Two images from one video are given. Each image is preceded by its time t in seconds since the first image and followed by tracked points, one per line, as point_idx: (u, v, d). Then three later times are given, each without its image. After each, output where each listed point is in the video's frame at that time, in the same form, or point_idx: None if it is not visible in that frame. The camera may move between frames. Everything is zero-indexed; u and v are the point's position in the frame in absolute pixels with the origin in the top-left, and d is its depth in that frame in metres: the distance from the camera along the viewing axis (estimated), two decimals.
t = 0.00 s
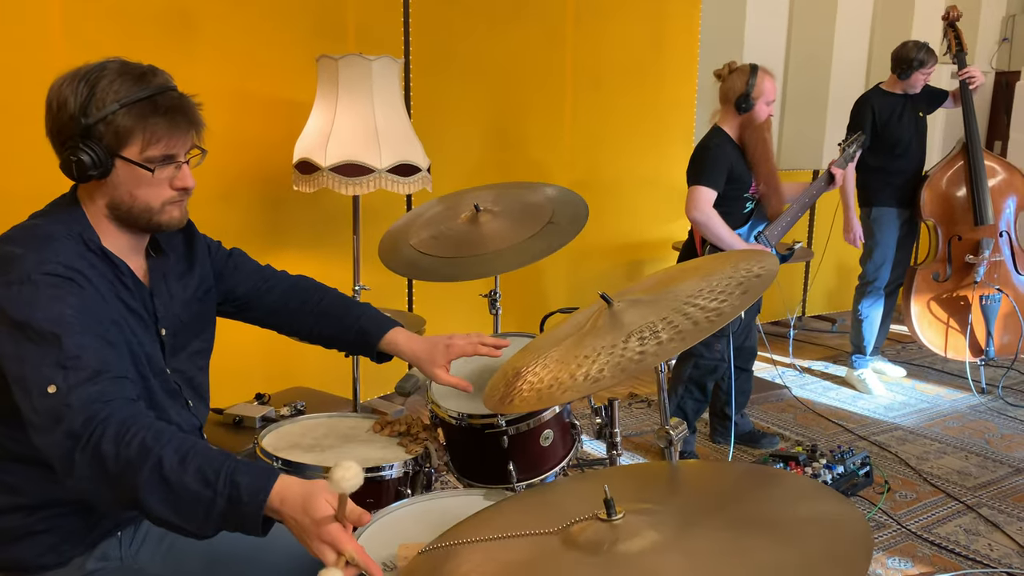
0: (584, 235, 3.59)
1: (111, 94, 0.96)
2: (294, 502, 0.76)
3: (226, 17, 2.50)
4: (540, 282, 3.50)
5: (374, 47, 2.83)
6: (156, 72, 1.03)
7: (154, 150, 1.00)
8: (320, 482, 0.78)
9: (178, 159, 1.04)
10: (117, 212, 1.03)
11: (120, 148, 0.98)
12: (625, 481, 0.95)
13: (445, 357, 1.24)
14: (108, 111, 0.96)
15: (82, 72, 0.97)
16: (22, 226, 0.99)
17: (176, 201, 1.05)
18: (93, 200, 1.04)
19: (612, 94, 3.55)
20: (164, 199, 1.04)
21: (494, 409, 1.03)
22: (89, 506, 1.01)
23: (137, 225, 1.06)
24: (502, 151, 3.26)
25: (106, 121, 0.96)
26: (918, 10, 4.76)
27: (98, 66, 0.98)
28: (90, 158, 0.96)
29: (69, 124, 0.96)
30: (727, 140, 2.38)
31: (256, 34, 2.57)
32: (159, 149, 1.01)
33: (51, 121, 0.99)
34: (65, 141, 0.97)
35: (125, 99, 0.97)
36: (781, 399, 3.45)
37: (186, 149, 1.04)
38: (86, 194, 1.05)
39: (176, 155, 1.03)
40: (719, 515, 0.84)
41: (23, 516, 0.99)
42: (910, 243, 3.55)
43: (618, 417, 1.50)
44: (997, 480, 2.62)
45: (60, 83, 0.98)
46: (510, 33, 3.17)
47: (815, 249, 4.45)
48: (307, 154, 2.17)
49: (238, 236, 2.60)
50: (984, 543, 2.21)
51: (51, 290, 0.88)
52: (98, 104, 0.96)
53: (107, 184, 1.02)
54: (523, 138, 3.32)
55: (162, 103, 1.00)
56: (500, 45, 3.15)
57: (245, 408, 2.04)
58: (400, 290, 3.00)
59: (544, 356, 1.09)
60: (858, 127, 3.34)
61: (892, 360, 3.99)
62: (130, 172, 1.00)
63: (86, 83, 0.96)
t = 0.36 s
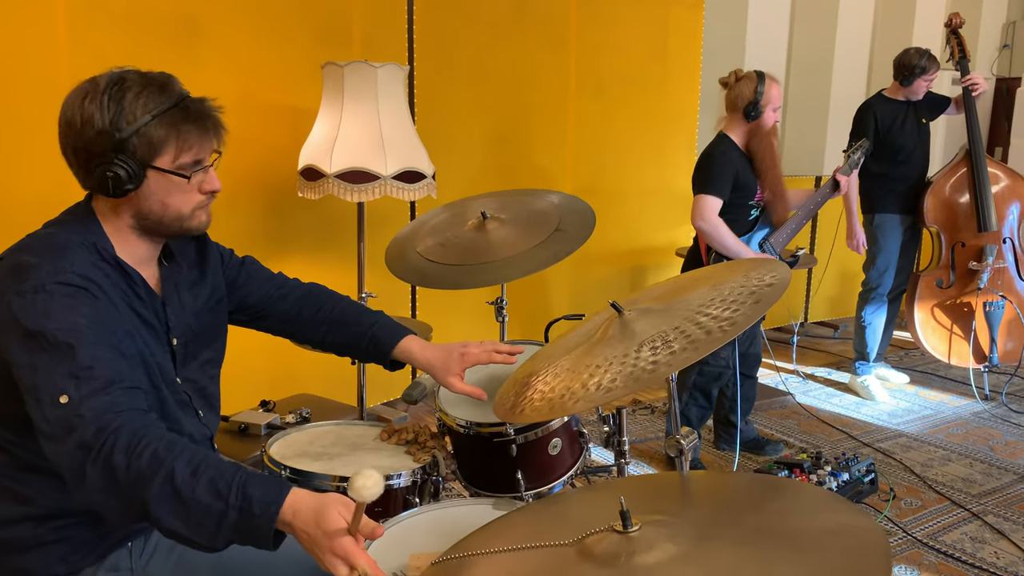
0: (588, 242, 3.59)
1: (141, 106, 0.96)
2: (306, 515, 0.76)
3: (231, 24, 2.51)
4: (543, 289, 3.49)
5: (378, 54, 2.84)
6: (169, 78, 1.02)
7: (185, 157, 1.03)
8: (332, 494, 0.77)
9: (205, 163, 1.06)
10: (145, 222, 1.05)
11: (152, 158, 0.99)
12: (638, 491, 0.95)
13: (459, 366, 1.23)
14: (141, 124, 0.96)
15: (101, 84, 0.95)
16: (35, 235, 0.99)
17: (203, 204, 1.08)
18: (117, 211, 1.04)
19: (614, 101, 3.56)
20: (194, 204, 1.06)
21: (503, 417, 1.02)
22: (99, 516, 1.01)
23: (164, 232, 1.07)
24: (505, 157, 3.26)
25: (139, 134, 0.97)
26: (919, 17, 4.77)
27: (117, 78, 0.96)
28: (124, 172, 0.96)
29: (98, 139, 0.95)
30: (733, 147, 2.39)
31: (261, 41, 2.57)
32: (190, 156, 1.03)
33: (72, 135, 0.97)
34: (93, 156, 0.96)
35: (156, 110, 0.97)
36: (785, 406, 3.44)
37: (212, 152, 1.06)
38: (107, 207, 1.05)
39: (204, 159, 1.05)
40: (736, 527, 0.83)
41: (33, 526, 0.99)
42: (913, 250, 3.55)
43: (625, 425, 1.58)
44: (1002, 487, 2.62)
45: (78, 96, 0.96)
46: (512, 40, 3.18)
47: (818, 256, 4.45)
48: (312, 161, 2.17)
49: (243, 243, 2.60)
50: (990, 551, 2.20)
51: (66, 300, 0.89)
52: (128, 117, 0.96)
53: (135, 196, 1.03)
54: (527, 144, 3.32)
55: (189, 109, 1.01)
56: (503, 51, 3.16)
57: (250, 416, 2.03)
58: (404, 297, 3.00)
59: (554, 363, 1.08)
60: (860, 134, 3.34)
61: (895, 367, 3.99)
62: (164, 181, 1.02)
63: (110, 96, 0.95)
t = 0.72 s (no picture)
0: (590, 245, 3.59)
1: (158, 111, 0.98)
2: (312, 522, 0.76)
3: (234, 27, 2.51)
4: (545, 292, 3.50)
5: (380, 58, 2.84)
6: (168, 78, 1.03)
7: (203, 156, 1.05)
8: (338, 502, 0.77)
9: (219, 158, 1.08)
10: (166, 224, 1.06)
11: (175, 161, 1.01)
12: (644, 496, 0.95)
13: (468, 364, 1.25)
14: (164, 128, 0.98)
15: (114, 96, 0.96)
16: (41, 238, 0.99)
17: (219, 199, 1.10)
18: (134, 218, 1.05)
19: (616, 103, 3.56)
20: (213, 200, 1.09)
21: (507, 419, 1.03)
22: (104, 520, 1.01)
23: (184, 232, 1.09)
24: (506, 160, 3.26)
25: (161, 139, 0.99)
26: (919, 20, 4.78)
27: (125, 87, 0.97)
28: (153, 178, 0.97)
29: (121, 151, 0.96)
30: (736, 150, 2.39)
31: (263, 44, 2.58)
32: (208, 154, 1.05)
33: (89, 151, 0.97)
34: (116, 168, 0.97)
35: (174, 114, 0.99)
36: (786, 410, 3.44)
37: (224, 148, 1.09)
38: (118, 215, 1.04)
39: (218, 155, 1.08)
40: (742, 532, 0.83)
41: (38, 530, 0.99)
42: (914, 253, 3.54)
43: (629, 428, 1.59)
44: (1004, 492, 2.61)
45: (89, 113, 0.96)
46: (514, 43, 3.18)
47: (819, 259, 4.45)
48: (315, 164, 2.18)
49: (245, 245, 2.60)
50: (992, 556, 2.20)
51: (73, 304, 0.89)
52: (147, 124, 0.97)
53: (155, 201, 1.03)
54: (528, 147, 3.32)
55: (202, 108, 1.03)
56: (505, 55, 3.16)
57: (252, 418, 2.04)
58: (406, 300, 3.00)
59: (558, 368, 1.09)
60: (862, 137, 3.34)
61: (897, 371, 3.99)
62: (186, 183, 1.04)
63: (125, 106, 0.96)
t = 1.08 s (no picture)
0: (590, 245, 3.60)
1: (159, 113, 0.98)
2: (316, 521, 0.76)
3: (235, 26, 2.51)
4: (545, 292, 3.50)
5: (380, 57, 2.84)
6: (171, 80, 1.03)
7: (204, 158, 1.05)
8: (342, 501, 0.77)
9: (220, 160, 1.08)
10: (165, 224, 1.06)
11: (175, 163, 1.01)
12: (645, 496, 0.95)
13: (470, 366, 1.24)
14: (163, 131, 0.98)
15: (116, 96, 0.96)
16: (44, 238, 0.99)
17: (220, 201, 1.11)
18: (134, 219, 1.05)
19: (616, 103, 3.56)
20: (214, 202, 1.09)
21: (507, 420, 1.03)
22: (106, 519, 1.01)
23: (184, 233, 1.09)
24: (506, 160, 3.26)
25: (162, 141, 0.99)
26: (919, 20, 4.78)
27: (128, 87, 0.97)
28: (153, 180, 0.97)
29: (122, 152, 0.96)
30: (736, 151, 2.39)
31: (264, 43, 2.58)
32: (209, 156, 1.05)
33: (90, 151, 0.97)
34: (117, 169, 0.97)
35: (175, 115, 0.99)
36: (786, 410, 3.45)
37: (226, 150, 1.09)
38: (119, 215, 1.05)
39: (220, 157, 1.08)
40: (743, 532, 0.83)
41: (40, 529, 0.99)
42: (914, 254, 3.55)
43: (629, 428, 1.59)
44: (1003, 492, 2.61)
45: (91, 111, 0.96)
46: (515, 43, 3.18)
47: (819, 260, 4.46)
48: (315, 164, 2.18)
49: (246, 245, 2.61)
50: (992, 556, 2.20)
51: (76, 303, 0.89)
52: (147, 126, 0.98)
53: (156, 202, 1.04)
54: (528, 147, 3.32)
55: (203, 110, 1.04)
56: (505, 54, 3.16)
57: (252, 418, 2.04)
58: (406, 301, 3.00)
59: (559, 369, 1.09)
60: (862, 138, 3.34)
61: (896, 372, 3.99)
62: (187, 184, 1.04)
63: (126, 107, 0.96)
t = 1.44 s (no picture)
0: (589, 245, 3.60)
1: (166, 116, 0.98)
2: (322, 521, 0.76)
3: (234, 26, 2.51)
4: (545, 292, 3.50)
5: (379, 57, 2.84)
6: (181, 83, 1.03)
7: (210, 162, 1.05)
8: (349, 501, 0.78)
9: (226, 164, 1.08)
10: (169, 226, 1.06)
11: (180, 166, 1.01)
12: (646, 495, 0.95)
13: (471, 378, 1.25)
14: (170, 134, 0.98)
15: (124, 98, 0.96)
16: (49, 238, 1.00)
17: (225, 205, 1.11)
18: (139, 220, 1.05)
19: (615, 103, 3.56)
20: (218, 205, 1.09)
21: (506, 419, 1.03)
22: (108, 518, 1.02)
23: (187, 235, 1.09)
24: (505, 160, 3.26)
25: (168, 144, 0.99)
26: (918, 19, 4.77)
27: (136, 90, 0.97)
28: (157, 182, 0.97)
29: (128, 154, 0.97)
30: (734, 150, 2.39)
31: (263, 44, 2.58)
32: (215, 160, 1.05)
33: (97, 152, 0.98)
34: (122, 171, 0.97)
35: (182, 119, 0.99)
36: (785, 409, 3.45)
37: (231, 153, 1.09)
38: (125, 216, 1.05)
39: (226, 161, 1.08)
40: (744, 531, 0.84)
41: (42, 529, 0.99)
42: (913, 253, 3.55)
43: (629, 428, 1.60)
44: (1002, 491, 2.62)
45: (99, 111, 0.96)
46: (514, 42, 3.18)
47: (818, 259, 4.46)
48: (315, 164, 2.18)
49: (246, 245, 2.61)
50: (991, 554, 2.20)
51: (81, 302, 0.89)
52: (153, 129, 0.98)
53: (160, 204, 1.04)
54: (527, 146, 3.32)
55: (211, 114, 1.04)
56: (504, 54, 3.16)
57: (252, 418, 2.04)
58: (405, 301, 3.00)
59: (560, 368, 1.09)
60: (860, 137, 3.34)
61: (895, 371, 3.99)
62: (192, 188, 1.04)
63: (133, 110, 0.96)
